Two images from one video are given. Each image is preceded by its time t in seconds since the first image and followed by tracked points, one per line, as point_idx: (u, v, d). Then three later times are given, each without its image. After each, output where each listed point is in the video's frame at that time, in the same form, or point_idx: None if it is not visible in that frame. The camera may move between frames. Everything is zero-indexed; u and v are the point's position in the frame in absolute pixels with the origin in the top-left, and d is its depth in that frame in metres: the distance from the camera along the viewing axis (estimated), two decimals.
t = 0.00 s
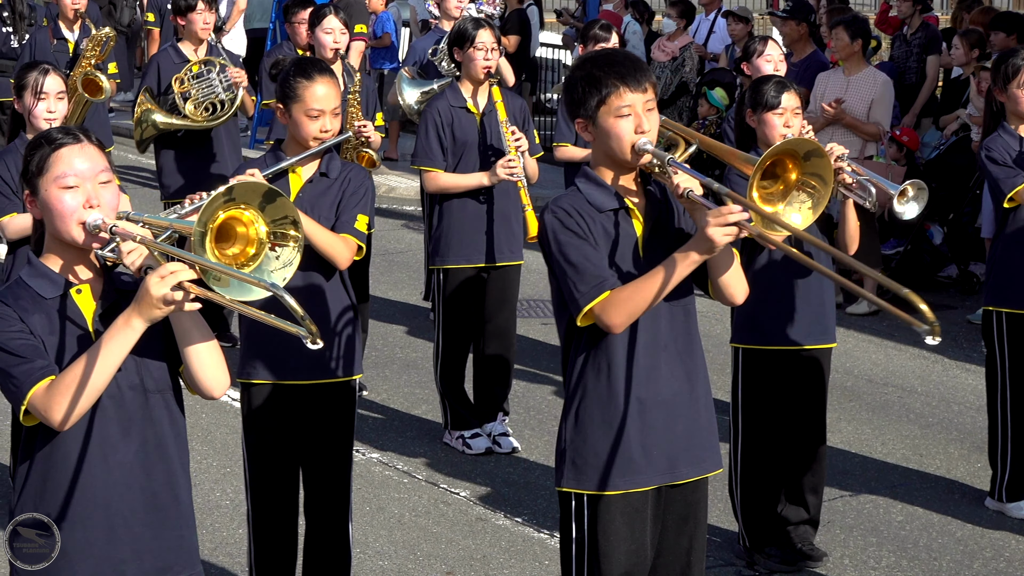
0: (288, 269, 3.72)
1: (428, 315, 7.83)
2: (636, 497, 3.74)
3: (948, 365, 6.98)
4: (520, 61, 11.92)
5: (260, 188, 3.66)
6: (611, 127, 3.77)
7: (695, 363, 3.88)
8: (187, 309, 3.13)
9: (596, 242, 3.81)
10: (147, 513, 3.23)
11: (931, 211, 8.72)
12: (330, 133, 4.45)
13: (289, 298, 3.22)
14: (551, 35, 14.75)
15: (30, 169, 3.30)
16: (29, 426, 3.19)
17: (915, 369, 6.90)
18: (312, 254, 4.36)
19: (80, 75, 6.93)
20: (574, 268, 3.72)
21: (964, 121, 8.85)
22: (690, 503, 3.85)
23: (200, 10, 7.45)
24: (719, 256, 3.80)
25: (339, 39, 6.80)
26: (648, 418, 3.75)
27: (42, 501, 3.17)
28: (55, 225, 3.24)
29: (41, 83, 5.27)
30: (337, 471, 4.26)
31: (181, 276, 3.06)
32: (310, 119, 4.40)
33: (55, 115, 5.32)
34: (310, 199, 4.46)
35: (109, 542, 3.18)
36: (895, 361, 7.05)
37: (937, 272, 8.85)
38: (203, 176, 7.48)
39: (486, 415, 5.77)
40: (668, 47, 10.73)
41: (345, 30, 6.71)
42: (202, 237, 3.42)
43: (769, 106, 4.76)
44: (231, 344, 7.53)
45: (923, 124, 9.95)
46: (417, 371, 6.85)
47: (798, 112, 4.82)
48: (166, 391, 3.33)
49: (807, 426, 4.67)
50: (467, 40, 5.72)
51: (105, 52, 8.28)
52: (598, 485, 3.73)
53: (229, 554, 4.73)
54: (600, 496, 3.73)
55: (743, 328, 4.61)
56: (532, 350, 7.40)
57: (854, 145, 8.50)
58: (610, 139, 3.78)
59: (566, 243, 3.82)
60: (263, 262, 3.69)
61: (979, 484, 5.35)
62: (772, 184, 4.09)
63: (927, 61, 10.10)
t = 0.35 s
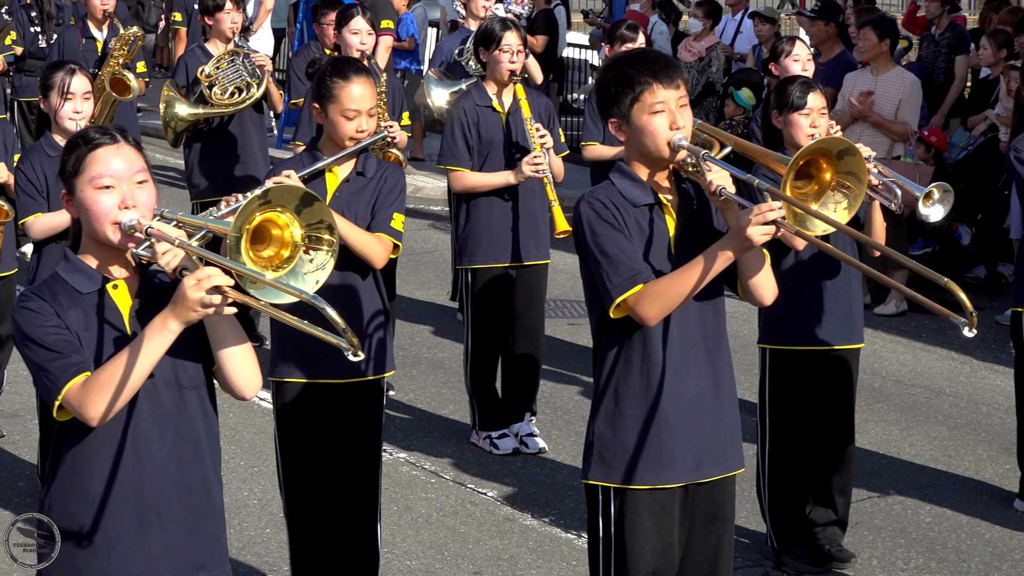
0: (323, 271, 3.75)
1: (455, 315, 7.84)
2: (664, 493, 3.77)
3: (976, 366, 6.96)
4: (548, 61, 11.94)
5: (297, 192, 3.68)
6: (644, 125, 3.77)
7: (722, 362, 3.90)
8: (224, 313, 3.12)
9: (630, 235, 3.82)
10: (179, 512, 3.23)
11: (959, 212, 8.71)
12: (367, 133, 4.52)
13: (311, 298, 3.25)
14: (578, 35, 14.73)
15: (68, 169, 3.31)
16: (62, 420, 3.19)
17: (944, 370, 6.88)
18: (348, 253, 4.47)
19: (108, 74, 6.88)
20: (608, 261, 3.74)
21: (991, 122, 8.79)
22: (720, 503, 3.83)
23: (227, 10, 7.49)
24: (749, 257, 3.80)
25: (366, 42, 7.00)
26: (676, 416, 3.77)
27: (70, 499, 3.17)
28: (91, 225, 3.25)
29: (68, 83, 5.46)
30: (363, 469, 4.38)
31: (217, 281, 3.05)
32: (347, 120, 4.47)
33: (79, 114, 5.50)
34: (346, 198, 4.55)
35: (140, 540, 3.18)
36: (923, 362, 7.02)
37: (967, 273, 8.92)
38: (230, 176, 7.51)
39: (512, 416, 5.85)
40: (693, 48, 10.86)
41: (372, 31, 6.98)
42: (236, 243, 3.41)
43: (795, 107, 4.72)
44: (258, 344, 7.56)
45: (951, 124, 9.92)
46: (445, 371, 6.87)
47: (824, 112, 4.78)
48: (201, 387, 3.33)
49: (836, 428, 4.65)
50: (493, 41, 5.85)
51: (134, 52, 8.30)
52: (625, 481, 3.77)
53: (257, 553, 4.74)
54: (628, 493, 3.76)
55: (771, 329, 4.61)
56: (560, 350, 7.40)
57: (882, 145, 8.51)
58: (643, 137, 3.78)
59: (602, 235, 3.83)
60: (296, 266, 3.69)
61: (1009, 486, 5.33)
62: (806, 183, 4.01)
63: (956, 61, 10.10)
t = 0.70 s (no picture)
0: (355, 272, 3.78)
1: (485, 315, 7.84)
2: (693, 496, 3.78)
3: (1008, 367, 6.93)
4: (579, 60, 11.92)
5: (332, 193, 3.64)
6: (677, 128, 3.78)
7: (752, 364, 3.92)
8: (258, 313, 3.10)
9: (659, 239, 3.84)
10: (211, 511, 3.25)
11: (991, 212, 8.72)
12: (391, 134, 4.53)
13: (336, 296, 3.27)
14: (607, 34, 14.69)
15: (102, 167, 3.32)
16: (96, 418, 3.20)
17: (975, 371, 6.86)
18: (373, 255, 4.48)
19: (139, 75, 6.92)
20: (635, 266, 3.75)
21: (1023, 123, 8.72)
22: (750, 505, 3.85)
23: (258, 12, 7.51)
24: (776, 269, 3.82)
25: (395, 41, 7.03)
26: (705, 419, 3.79)
27: (102, 499, 3.17)
28: (124, 223, 3.25)
29: (99, 82, 5.49)
30: (398, 467, 4.40)
31: (249, 281, 3.02)
32: (373, 120, 4.47)
33: (112, 113, 5.48)
34: (368, 199, 4.55)
35: (169, 538, 3.20)
36: (954, 363, 7.00)
37: (996, 273, 8.98)
38: (259, 177, 7.52)
39: (543, 416, 5.87)
40: (726, 49, 10.82)
41: (400, 29, 6.97)
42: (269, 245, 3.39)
43: (824, 106, 4.65)
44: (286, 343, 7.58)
45: (983, 124, 9.88)
46: (474, 371, 6.88)
47: (853, 112, 4.70)
48: (230, 386, 3.33)
49: (870, 428, 4.67)
50: (522, 42, 5.88)
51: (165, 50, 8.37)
52: (653, 484, 3.79)
53: (287, 553, 4.75)
54: (656, 496, 3.79)
55: (801, 329, 4.65)
56: (591, 351, 7.40)
57: (913, 146, 8.51)
58: (675, 140, 3.79)
59: (630, 240, 3.83)
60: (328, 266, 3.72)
61: None
62: (832, 198, 4.03)
63: (987, 60, 10.05)
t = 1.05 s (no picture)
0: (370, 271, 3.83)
1: (508, 315, 7.84)
2: (716, 498, 3.78)
3: None
4: (600, 60, 11.91)
5: (349, 194, 3.70)
6: (698, 127, 3.77)
7: (774, 366, 3.92)
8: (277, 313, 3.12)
9: (680, 240, 3.83)
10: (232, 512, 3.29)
11: (1013, 213, 8.70)
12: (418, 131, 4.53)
13: (358, 290, 3.28)
14: (629, 34, 14.67)
15: (116, 167, 3.37)
16: (111, 419, 3.23)
17: (997, 372, 6.84)
18: (401, 253, 4.47)
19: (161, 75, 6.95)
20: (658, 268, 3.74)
21: None
22: (771, 507, 3.86)
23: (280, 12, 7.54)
24: (797, 268, 3.85)
25: (416, 42, 7.07)
26: (729, 420, 3.79)
27: (122, 499, 3.20)
28: (137, 224, 3.29)
29: (132, 83, 5.47)
30: (421, 470, 4.38)
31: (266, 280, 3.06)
32: (399, 119, 4.47)
33: (145, 115, 5.48)
34: (394, 199, 4.55)
35: (187, 537, 3.23)
36: (977, 364, 6.99)
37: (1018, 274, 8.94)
38: (280, 177, 7.53)
39: (566, 418, 5.87)
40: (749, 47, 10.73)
41: (421, 30, 7.04)
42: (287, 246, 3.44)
43: (850, 107, 4.64)
44: (305, 343, 7.60)
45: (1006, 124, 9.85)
46: (495, 371, 6.89)
47: (878, 112, 4.70)
48: (246, 386, 3.37)
49: (894, 430, 4.66)
50: (549, 41, 5.89)
51: (188, 51, 8.48)
52: (676, 486, 3.79)
53: (308, 553, 4.76)
54: (678, 499, 3.79)
55: (826, 328, 4.65)
56: (613, 351, 7.39)
57: (936, 148, 8.51)
58: (696, 139, 3.79)
59: (651, 241, 3.83)
60: (345, 265, 3.78)
61: None
62: (854, 199, 3.98)
63: (1010, 61, 10.03)
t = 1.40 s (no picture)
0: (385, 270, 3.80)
1: (525, 315, 7.83)
2: (732, 498, 3.78)
3: None
4: (617, 60, 11.91)
5: (364, 194, 3.69)
6: (713, 126, 3.79)
7: (791, 364, 3.91)
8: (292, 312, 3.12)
9: (697, 240, 3.83)
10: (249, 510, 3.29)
11: None
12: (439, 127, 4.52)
13: (373, 290, 3.26)
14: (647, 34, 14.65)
15: (131, 167, 3.38)
16: (127, 418, 3.24)
17: (1016, 373, 6.82)
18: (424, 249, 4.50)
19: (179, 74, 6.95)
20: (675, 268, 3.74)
21: None
22: (787, 507, 3.86)
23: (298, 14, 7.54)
24: (812, 269, 3.84)
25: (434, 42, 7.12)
26: (745, 420, 3.80)
27: (138, 498, 3.21)
28: (153, 223, 3.30)
29: (147, 82, 5.48)
30: (429, 468, 4.39)
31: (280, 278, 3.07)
32: (419, 114, 4.47)
33: (157, 114, 5.50)
34: (415, 197, 4.56)
35: (203, 534, 3.24)
36: (995, 365, 6.97)
37: None
38: (298, 177, 7.54)
39: (583, 419, 5.87)
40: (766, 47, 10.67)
41: (439, 30, 7.08)
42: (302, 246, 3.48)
43: (871, 107, 4.64)
44: (321, 343, 7.61)
45: None
46: (512, 371, 6.89)
47: (900, 112, 4.69)
48: (261, 384, 3.37)
49: (910, 431, 4.66)
50: (572, 43, 5.87)
51: (205, 50, 8.48)
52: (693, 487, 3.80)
53: (324, 552, 4.76)
54: (695, 500, 3.79)
55: (844, 328, 4.65)
56: (631, 351, 7.38)
57: (955, 148, 8.50)
58: (710, 138, 3.80)
59: (667, 241, 3.83)
60: (359, 266, 3.76)
61: None
62: (871, 195, 4.01)
63: None
